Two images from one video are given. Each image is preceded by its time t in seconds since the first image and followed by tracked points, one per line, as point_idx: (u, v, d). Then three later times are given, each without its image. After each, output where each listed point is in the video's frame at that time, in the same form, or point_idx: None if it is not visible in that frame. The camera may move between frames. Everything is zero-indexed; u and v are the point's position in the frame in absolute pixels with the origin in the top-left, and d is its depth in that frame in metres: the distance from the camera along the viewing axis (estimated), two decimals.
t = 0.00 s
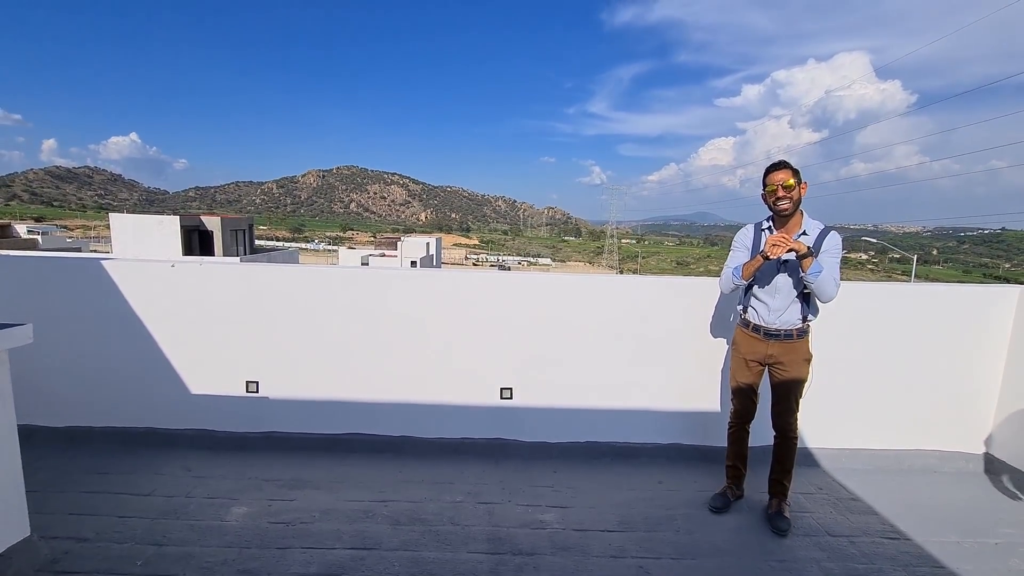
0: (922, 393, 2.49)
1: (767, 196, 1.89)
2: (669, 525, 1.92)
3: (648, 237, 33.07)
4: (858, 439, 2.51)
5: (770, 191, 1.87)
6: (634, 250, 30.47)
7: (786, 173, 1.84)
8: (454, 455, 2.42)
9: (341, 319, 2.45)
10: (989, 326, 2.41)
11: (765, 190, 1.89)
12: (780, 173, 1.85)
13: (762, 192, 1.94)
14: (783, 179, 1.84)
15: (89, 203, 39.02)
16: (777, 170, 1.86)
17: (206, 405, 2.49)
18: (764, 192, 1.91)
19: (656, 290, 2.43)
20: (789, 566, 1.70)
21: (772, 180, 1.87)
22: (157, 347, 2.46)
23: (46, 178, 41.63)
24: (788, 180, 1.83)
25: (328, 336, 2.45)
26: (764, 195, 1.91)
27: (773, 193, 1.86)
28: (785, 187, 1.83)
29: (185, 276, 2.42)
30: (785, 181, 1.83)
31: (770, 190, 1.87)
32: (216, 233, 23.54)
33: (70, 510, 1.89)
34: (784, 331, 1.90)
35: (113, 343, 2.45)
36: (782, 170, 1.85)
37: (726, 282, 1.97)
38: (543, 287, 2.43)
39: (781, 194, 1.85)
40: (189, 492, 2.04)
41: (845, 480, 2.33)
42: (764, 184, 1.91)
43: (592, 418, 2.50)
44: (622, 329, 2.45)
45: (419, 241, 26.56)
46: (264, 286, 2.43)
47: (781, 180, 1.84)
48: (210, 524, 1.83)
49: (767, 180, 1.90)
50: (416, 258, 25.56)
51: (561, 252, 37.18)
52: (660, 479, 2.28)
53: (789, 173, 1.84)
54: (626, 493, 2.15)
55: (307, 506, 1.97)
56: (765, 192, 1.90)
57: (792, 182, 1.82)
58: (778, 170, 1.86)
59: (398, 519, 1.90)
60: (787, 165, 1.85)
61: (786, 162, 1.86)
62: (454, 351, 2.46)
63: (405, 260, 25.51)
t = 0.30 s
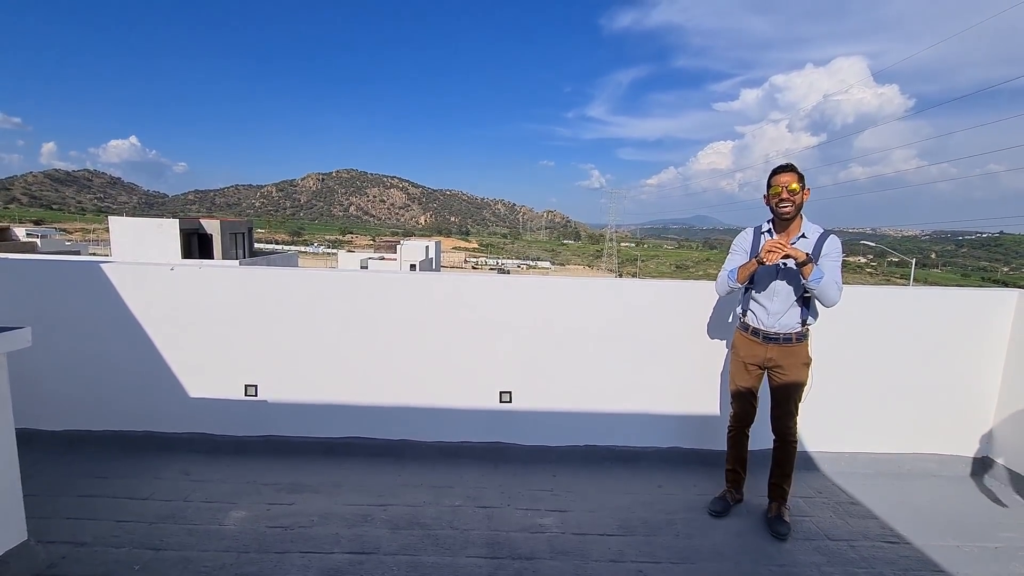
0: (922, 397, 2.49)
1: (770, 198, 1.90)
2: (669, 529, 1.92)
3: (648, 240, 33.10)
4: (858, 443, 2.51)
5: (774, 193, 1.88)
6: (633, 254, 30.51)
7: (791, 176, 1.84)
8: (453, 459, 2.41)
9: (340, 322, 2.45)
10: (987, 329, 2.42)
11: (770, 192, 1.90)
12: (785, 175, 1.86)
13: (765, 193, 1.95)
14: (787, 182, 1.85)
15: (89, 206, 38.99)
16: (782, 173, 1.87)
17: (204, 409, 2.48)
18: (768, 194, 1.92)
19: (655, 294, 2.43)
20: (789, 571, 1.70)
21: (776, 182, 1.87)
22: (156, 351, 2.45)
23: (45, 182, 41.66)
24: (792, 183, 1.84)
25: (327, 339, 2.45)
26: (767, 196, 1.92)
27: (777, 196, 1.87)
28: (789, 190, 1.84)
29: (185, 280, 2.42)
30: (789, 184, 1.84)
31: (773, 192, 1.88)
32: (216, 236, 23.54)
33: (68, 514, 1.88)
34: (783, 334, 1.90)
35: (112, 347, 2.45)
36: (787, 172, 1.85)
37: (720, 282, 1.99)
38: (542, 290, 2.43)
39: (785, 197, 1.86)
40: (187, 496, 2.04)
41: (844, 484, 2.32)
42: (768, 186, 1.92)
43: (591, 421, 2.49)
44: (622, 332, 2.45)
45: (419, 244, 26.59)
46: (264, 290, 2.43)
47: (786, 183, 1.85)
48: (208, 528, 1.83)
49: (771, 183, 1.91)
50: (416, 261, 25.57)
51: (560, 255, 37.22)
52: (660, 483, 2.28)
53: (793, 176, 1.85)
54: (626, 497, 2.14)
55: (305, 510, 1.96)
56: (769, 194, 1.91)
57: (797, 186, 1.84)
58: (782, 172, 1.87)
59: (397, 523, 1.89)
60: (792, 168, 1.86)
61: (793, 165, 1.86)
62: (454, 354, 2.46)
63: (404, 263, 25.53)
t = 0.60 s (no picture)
0: (921, 400, 2.49)
1: (766, 205, 1.91)
2: (668, 533, 1.92)
3: (647, 244, 33.13)
4: (857, 447, 2.51)
5: (770, 200, 1.89)
6: (632, 257, 30.52)
7: (783, 182, 1.86)
8: (452, 463, 2.41)
9: (339, 326, 2.44)
10: (986, 332, 2.42)
11: (764, 199, 1.91)
12: (779, 182, 1.86)
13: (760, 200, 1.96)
14: (782, 188, 1.85)
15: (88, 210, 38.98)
16: (774, 180, 1.88)
17: (203, 413, 2.48)
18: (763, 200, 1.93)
19: (655, 297, 2.43)
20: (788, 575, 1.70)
21: (770, 189, 1.88)
22: (155, 355, 2.45)
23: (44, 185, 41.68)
24: (787, 189, 1.85)
25: (326, 343, 2.45)
26: (763, 203, 1.92)
27: (774, 202, 1.87)
28: (784, 195, 1.85)
29: (184, 283, 2.42)
30: (784, 189, 1.85)
31: (769, 198, 1.88)
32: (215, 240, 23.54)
33: (65, 518, 1.87)
34: (783, 337, 1.91)
35: (110, 351, 2.44)
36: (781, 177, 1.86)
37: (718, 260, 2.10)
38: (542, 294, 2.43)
39: (782, 203, 1.86)
40: (185, 500, 2.03)
41: (844, 488, 2.32)
42: (763, 193, 1.93)
43: (591, 425, 2.49)
44: (621, 336, 2.45)
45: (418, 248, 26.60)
46: (263, 294, 2.43)
47: (780, 190, 1.85)
48: (206, 533, 1.82)
49: (766, 188, 1.91)
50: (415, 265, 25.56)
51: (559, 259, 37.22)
52: (660, 486, 2.27)
53: (787, 181, 1.85)
54: (625, 501, 2.14)
55: (304, 514, 1.96)
56: (764, 201, 1.91)
57: (791, 191, 1.84)
58: (777, 179, 1.88)
59: (396, 528, 1.89)
60: (785, 174, 1.87)
61: (784, 171, 1.87)
62: (453, 358, 2.45)
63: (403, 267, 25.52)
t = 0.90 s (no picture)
0: (920, 404, 2.49)
1: (764, 210, 1.91)
2: (668, 537, 1.91)
3: (646, 247, 33.16)
4: (855, 450, 2.51)
5: (767, 205, 1.89)
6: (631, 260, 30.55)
7: (781, 186, 1.85)
8: (451, 467, 2.40)
9: (338, 329, 2.44)
10: (985, 335, 2.42)
11: (762, 204, 1.91)
12: (774, 188, 1.87)
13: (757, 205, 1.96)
14: (779, 193, 1.86)
15: (87, 214, 38.94)
16: (771, 185, 1.89)
17: (202, 416, 2.47)
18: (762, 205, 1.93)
19: (654, 301, 2.43)
20: None
21: (768, 195, 1.88)
22: (153, 358, 2.44)
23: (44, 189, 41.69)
24: (784, 194, 1.85)
25: (325, 346, 2.44)
26: (761, 209, 1.93)
27: (771, 207, 1.88)
28: (782, 200, 1.85)
29: (183, 287, 2.42)
30: (782, 195, 1.85)
31: (766, 204, 1.89)
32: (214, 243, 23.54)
33: (62, 523, 1.86)
34: (783, 341, 1.91)
35: (108, 354, 2.44)
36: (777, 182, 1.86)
37: (726, 270, 2.03)
38: (541, 297, 2.43)
39: (780, 207, 1.87)
40: (183, 505, 2.02)
41: (844, 491, 2.32)
42: (761, 198, 1.93)
43: (590, 428, 2.49)
44: (620, 339, 2.45)
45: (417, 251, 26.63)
46: (262, 297, 2.43)
47: (778, 194, 1.86)
48: (204, 537, 1.81)
49: (763, 194, 1.92)
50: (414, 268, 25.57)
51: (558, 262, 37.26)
52: (659, 490, 2.27)
53: (784, 186, 1.86)
54: (624, 505, 2.13)
55: (301, 518, 1.95)
56: (761, 207, 1.92)
57: (788, 196, 1.85)
58: (774, 183, 1.88)
59: (394, 532, 1.88)
60: (781, 179, 1.87)
61: (779, 175, 1.88)
62: (453, 362, 2.45)
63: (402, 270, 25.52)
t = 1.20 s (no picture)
0: (920, 407, 2.49)
1: (766, 214, 1.91)
2: (668, 542, 1.91)
3: (645, 251, 33.20)
4: (856, 454, 2.50)
5: (769, 209, 1.89)
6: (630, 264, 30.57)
7: (783, 190, 1.86)
8: (451, 471, 2.39)
9: (338, 333, 2.44)
10: (983, 339, 2.42)
11: (764, 208, 1.91)
12: (778, 192, 1.87)
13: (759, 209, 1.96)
14: (781, 198, 1.86)
15: (86, 217, 38.95)
16: (774, 188, 1.89)
17: (200, 420, 2.47)
18: (764, 209, 1.93)
19: (653, 305, 2.43)
20: None
21: (770, 199, 1.88)
22: (152, 362, 2.44)
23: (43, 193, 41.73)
24: (786, 198, 1.85)
25: (324, 350, 2.44)
26: (762, 213, 1.94)
27: (772, 211, 1.89)
28: (783, 205, 1.86)
29: (182, 290, 2.42)
30: (783, 199, 1.85)
31: (768, 208, 1.89)
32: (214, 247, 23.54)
33: (59, 528, 1.85)
34: (783, 345, 1.91)
35: (107, 358, 2.43)
36: (779, 187, 1.87)
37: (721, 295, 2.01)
38: (540, 301, 2.43)
39: (781, 212, 1.87)
40: (181, 509, 2.01)
41: (844, 496, 2.31)
42: (762, 202, 1.93)
43: (589, 433, 2.48)
44: (619, 343, 2.45)
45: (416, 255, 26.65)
46: (261, 301, 2.43)
47: (780, 200, 1.86)
48: (202, 542, 1.81)
49: (764, 198, 1.92)
50: (413, 272, 25.58)
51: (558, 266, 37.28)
52: (659, 494, 2.26)
53: (787, 191, 1.86)
54: (624, 509, 2.13)
55: (300, 523, 1.94)
56: (762, 211, 1.93)
57: (790, 200, 1.85)
58: (776, 187, 1.88)
59: (393, 537, 1.87)
60: (784, 183, 1.86)
61: (783, 179, 1.88)
62: (452, 365, 2.45)
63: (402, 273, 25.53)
